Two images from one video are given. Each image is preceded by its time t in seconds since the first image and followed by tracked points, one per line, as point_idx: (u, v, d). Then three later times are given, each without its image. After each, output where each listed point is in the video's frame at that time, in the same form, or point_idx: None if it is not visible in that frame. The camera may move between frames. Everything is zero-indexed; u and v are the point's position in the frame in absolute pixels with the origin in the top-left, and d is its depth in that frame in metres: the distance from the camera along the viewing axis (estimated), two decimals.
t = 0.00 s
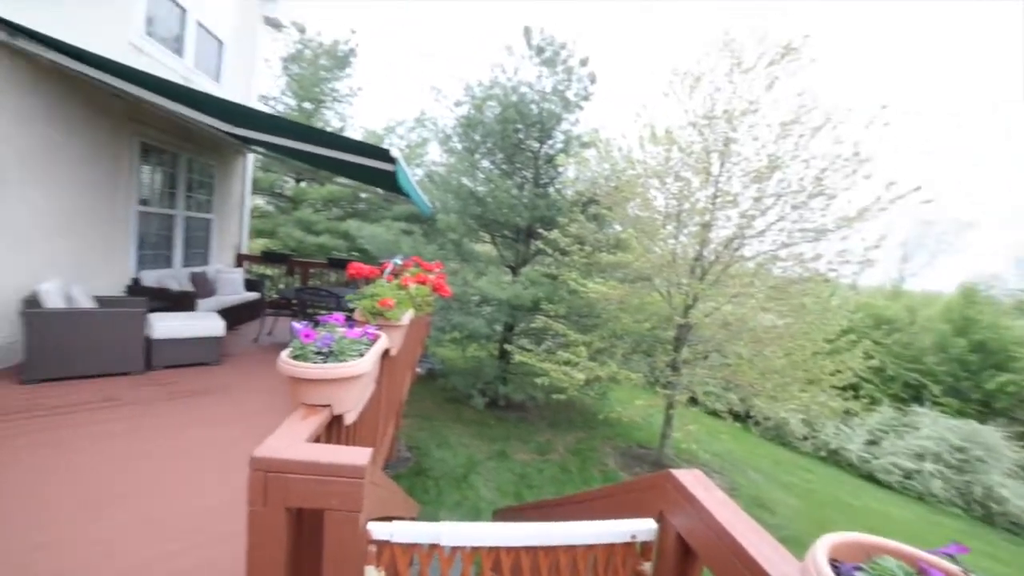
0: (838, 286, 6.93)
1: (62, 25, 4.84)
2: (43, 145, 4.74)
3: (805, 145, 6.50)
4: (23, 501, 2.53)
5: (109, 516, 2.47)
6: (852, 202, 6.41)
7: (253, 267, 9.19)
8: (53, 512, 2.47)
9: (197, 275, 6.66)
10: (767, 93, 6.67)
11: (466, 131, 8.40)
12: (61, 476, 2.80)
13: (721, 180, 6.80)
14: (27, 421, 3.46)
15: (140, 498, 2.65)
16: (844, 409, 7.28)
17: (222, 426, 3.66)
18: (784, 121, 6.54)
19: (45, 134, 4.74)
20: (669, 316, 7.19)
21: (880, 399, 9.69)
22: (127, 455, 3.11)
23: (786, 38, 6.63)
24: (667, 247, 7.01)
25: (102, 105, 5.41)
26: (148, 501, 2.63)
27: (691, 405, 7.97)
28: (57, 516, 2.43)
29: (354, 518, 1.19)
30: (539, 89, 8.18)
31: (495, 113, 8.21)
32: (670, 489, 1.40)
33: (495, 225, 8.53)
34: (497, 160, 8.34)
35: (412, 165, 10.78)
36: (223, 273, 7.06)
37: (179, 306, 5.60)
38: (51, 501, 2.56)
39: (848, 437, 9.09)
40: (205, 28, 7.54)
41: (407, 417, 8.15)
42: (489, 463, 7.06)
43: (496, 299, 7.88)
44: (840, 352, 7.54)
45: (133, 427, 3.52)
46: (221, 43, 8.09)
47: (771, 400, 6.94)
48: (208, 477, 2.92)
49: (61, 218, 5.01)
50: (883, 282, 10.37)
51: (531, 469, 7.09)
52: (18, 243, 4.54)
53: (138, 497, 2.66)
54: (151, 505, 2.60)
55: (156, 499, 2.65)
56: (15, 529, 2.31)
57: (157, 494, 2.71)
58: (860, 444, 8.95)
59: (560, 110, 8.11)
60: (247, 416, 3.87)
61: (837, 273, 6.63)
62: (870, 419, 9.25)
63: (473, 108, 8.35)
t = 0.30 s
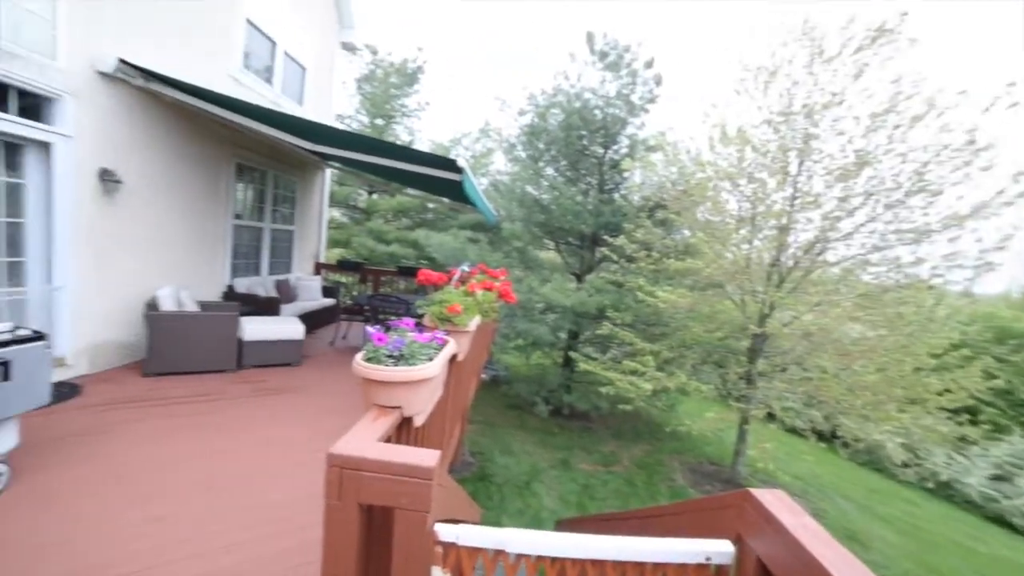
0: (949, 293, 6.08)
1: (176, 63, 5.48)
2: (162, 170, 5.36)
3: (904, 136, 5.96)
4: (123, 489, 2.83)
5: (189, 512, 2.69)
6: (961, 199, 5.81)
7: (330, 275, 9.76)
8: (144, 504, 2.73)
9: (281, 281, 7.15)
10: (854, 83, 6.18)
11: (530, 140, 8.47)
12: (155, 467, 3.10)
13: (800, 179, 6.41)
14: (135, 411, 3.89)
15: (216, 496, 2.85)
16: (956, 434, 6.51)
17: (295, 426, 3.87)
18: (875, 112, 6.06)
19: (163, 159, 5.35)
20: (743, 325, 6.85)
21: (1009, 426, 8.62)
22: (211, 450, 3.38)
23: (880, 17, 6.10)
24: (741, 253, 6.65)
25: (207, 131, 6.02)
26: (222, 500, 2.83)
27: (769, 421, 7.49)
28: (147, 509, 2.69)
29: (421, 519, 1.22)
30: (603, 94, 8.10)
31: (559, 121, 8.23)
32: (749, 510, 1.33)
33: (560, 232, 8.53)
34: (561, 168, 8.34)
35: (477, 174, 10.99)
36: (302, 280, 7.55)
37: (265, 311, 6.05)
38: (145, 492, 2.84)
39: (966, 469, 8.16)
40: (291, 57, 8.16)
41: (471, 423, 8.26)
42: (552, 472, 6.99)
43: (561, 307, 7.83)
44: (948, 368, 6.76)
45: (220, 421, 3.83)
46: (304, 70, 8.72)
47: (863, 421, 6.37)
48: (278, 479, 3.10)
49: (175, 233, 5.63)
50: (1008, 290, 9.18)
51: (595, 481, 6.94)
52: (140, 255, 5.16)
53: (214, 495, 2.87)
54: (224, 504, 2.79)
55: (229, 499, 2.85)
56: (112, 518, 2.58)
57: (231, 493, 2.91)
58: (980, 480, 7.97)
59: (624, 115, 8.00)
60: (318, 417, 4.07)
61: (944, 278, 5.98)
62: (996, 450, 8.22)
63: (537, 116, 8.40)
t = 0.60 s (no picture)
0: None
1: (249, 84, 5.90)
2: (235, 184, 5.76)
3: (1001, 123, 5.44)
4: (191, 479, 3.03)
5: (245, 504, 2.83)
6: None
7: (385, 281, 10.09)
8: (203, 493, 2.91)
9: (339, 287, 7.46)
10: (936, 68, 5.72)
11: (579, 144, 8.43)
12: (222, 460, 3.30)
13: (870, 175, 6.03)
14: (210, 405, 4.17)
15: (259, 490, 2.98)
16: None
17: (351, 426, 3.99)
18: (963, 97, 5.55)
19: (237, 175, 5.75)
20: (807, 331, 6.51)
21: None
22: (272, 446, 3.55)
23: None
24: (804, 255, 6.31)
25: (274, 147, 6.41)
26: (264, 493, 2.95)
27: (839, 436, 7.01)
28: (205, 498, 2.86)
29: (476, 517, 1.23)
30: (653, 95, 7.95)
31: (608, 124, 8.15)
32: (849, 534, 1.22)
33: (610, 236, 8.41)
34: (611, 171, 8.25)
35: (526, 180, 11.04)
36: (358, 286, 7.85)
37: (325, 315, 6.35)
38: (206, 481, 3.03)
39: None
40: (348, 73, 8.56)
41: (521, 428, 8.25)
42: (602, 480, 6.86)
43: (611, 312, 7.71)
44: None
45: (282, 419, 4.03)
46: (360, 85, 9.11)
47: (952, 440, 5.84)
48: (329, 478, 3.18)
49: (246, 241, 6.03)
50: None
51: (647, 491, 6.76)
52: (217, 262, 5.57)
53: (265, 488, 3.00)
54: (265, 498, 2.91)
55: (270, 493, 2.96)
56: (178, 506, 2.76)
57: (279, 488, 3.02)
58: None
59: (675, 115, 7.81)
60: (373, 419, 4.18)
61: None
62: None
63: (586, 120, 8.35)
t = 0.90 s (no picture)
0: None
1: (305, 103, 6.19)
2: (294, 198, 6.05)
3: None
4: (254, 476, 3.18)
5: (305, 503, 2.92)
6: None
7: (433, 287, 10.27)
8: (260, 489, 3.05)
9: (390, 294, 7.67)
10: None
11: (623, 145, 8.27)
12: (284, 460, 3.43)
13: (948, 162, 5.65)
14: (273, 408, 4.37)
15: (312, 488, 3.09)
16: None
17: (405, 429, 4.07)
18: None
19: (295, 189, 6.04)
20: (877, 333, 6.11)
21: None
22: (331, 447, 3.66)
23: None
24: (872, 250, 5.89)
25: (328, 160, 6.69)
26: (316, 492, 3.05)
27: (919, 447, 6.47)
28: (262, 494, 3.00)
29: (536, 520, 1.21)
30: (700, 91, 7.71)
31: (654, 123, 7.97)
32: (966, 561, 1.08)
33: (658, 238, 8.19)
34: (657, 171, 8.05)
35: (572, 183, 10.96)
36: (407, 292, 8.04)
37: (376, 321, 6.53)
38: (263, 478, 3.18)
39: None
40: (395, 87, 8.82)
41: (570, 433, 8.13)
42: (655, 489, 6.65)
43: (661, 315, 7.49)
44: None
45: (340, 421, 4.16)
46: (406, 97, 9.37)
47: None
48: (385, 479, 3.25)
49: (304, 252, 6.31)
50: None
51: (704, 501, 6.49)
52: (278, 272, 5.86)
53: (318, 486, 3.11)
54: (318, 496, 3.01)
55: (322, 491, 3.06)
56: (244, 503, 2.88)
57: (332, 487, 3.12)
58: None
59: (724, 110, 7.54)
60: (425, 423, 4.23)
61: None
62: None
63: (630, 121, 8.20)
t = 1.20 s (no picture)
0: None
1: (351, 118, 6.41)
2: (344, 210, 6.26)
3: None
4: (310, 480, 3.28)
5: (360, 507, 2.98)
6: None
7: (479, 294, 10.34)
8: (316, 492, 3.14)
9: (438, 300, 7.79)
10: None
11: (667, 143, 8.06)
12: (340, 464, 3.53)
13: None
14: (329, 414, 4.51)
15: (365, 492, 3.14)
16: None
17: (456, 434, 4.10)
18: None
19: (345, 202, 6.26)
20: (963, 332, 5.65)
21: None
22: (385, 452, 3.73)
23: None
24: (952, 238, 5.47)
25: (375, 173, 6.89)
26: (369, 496, 3.11)
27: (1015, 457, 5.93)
28: (317, 497, 3.09)
29: (598, 527, 1.17)
30: (747, 81, 7.40)
31: (698, 118, 7.73)
32: None
33: (707, 236, 7.92)
34: (704, 168, 7.79)
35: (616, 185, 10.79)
36: (454, 299, 8.13)
37: (425, 328, 6.65)
38: (319, 481, 3.28)
39: None
40: (436, 98, 9.01)
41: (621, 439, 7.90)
42: (713, 498, 6.38)
43: (713, 315, 7.22)
44: None
45: (393, 426, 4.24)
46: (448, 107, 9.54)
47: None
48: (438, 484, 3.27)
49: (355, 262, 6.51)
50: None
51: (766, 511, 6.16)
52: (332, 282, 6.08)
53: (370, 491, 3.16)
54: (370, 500, 3.06)
55: (374, 496, 3.11)
56: (301, 506, 2.97)
57: (383, 492, 3.16)
58: None
59: (773, 100, 7.21)
60: (474, 428, 4.25)
61: None
62: None
63: (673, 118, 7.97)
